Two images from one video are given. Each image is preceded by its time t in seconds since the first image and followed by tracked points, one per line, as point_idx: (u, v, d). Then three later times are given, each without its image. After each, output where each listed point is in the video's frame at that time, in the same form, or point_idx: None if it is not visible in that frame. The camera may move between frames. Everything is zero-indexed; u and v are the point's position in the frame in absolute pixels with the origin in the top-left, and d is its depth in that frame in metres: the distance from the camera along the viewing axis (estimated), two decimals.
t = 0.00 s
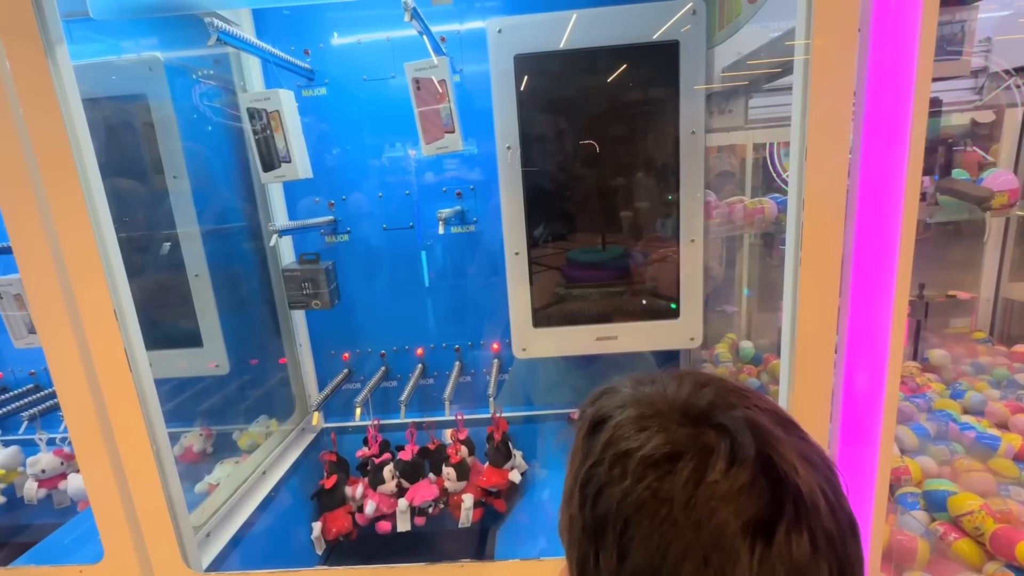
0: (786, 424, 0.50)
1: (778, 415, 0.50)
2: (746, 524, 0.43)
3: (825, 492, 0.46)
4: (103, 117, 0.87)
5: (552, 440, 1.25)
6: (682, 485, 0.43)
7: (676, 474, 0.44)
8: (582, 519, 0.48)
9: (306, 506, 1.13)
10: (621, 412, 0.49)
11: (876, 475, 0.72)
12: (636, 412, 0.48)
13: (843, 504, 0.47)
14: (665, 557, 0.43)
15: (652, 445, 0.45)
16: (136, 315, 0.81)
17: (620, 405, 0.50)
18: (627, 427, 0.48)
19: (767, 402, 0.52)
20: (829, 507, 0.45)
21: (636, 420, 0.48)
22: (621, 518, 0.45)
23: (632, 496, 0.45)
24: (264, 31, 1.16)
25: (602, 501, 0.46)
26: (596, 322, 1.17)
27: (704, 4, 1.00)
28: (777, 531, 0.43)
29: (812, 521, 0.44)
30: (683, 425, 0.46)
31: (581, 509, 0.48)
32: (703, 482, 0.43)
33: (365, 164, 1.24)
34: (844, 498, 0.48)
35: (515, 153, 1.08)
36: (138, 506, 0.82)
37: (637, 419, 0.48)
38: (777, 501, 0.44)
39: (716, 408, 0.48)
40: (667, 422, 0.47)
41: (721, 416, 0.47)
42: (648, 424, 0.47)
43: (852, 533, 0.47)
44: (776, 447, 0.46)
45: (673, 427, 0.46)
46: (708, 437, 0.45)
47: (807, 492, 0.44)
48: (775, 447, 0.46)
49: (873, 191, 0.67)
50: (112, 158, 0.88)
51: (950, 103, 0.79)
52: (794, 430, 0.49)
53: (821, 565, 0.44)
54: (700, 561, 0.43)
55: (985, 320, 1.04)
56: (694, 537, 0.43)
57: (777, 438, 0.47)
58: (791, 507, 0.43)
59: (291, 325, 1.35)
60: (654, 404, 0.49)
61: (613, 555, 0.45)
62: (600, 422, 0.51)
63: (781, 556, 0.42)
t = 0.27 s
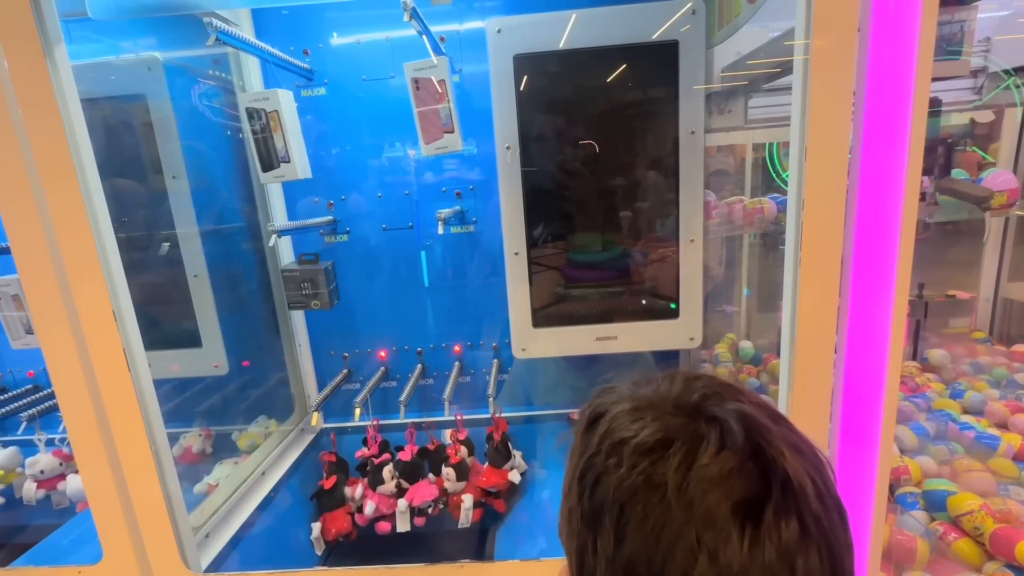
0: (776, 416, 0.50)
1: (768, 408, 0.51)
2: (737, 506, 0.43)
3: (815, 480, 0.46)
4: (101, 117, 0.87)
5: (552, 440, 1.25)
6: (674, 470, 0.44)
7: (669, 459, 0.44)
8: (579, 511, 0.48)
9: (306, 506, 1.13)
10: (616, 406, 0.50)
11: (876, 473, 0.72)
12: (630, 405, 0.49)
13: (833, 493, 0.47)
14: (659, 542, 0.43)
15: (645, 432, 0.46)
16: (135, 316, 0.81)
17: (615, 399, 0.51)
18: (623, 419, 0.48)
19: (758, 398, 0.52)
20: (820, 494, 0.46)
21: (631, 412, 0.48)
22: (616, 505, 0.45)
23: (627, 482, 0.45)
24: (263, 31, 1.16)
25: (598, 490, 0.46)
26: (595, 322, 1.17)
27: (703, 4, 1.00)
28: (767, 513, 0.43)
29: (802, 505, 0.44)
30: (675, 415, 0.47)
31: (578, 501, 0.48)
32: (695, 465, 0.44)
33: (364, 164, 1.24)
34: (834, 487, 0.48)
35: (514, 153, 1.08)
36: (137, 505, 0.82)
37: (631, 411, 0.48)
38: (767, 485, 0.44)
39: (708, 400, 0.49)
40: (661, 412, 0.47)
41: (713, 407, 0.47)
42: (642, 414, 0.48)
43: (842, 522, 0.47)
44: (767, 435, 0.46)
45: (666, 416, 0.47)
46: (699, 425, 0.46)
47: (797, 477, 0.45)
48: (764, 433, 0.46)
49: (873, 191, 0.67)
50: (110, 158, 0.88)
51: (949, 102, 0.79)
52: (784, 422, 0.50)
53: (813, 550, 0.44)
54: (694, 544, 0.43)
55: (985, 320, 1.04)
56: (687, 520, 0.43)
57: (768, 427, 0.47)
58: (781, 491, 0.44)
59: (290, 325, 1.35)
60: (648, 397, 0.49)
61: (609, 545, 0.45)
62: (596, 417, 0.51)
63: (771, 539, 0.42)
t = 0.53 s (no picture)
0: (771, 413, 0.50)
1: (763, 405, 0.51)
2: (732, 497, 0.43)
3: (810, 474, 0.46)
4: (100, 117, 0.87)
5: (551, 441, 1.25)
6: (671, 462, 0.44)
7: (666, 452, 0.45)
8: (579, 506, 0.48)
9: (305, 506, 1.14)
10: (616, 403, 0.51)
11: (875, 472, 0.72)
12: (629, 402, 0.50)
13: (828, 488, 0.47)
14: (657, 533, 0.44)
15: (643, 426, 0.47)
16: (134, 316, 0.81)
17: (615, 398, 0.52)
18: (622, 415, 0.49)
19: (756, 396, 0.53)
20: (814, 488, 0.46)
21: (630, 409, 0.49)
22: (615, 498, 0.46)
23: (626, 475, 0.45)
24: (262, 32, 1.16)
25: (598, 484, 0.47)
26: (595, 323, 1.17)
27: (702, 4, 1.00)
28: (762, 504, 0.43)
29: (797, 497, 0.44)
30: (672, 410, 0.48)
31: (579, 496, 0.49)
32: (691, 458, 0.44)
33: (363, 165, 1.24)
34: (829, 482, 0.48)
35: (513, 154, 1.08)
36: (136, 505, 0.82)
37: (630, 407, 0.49)
38: (763, 477, 0.44)
39: (705, 396, 0.49)
40: (659, 408, 0.48)
41: (709, 403, 0.48)
42: (641, 411, 0.48)
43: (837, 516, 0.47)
44: (763, 430, 0.47)
45: (663, 412, 0.48)
46: (696, 420, 0.46)
47: (791, 470, 0.45)
48: (760, 428, 0.46)
49: (873, 191, 0.67)
50: (109, 158, 0.87)
51: (949, 102, 0.79)
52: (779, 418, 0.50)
53: (807, 542, 0.44)
54: (691, 534, 0.43)
55: (984, 321, 1.04)
56: (684, 511, 0.43)
57: (764, 422, 0.48)
58: (776, 482, 0.44)
59: (290, 325, 1.35)
60: (646, 395, 0.50)
61: (608, 538, 0.46)
62: (596, 416, 0.52)
63: (767, 529, 0.43)
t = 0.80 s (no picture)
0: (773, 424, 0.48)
1: (765, 414, 0.49)
2: (727, 521, 0.42)
3: (811, 491, 0.45)
4: (101, 119, 0.86)
5: (552, 443, 1.26)
6: (666, 485, 0.43)
7: (661, 474, 0.44)
8: (576, 521, 0.48)
9: (304, 509, 1.14)
10: (612, 416, 0.49)
11: (875, 476, 0.72)
12: (625, 416, 0.48)
13: (831, 503, 0.46)
14: (651, 556, 0.43)
15: (638, 446, 0.45)
16: (134, 319, 0.81)
17: (612, 409, 0.50)
18: (618, 430, 0.47)
19: (756, 403, 0.50)
20: (815, 506, 0.44)
21: (626, 423, 0.47)
22: (609, 519, 0.45)
23: (620, 497, 0.44)
24: (263, 33, 1.16)
25: (592, 503, 0.46)
26: (595, 325, 1.17)
27: (702, 6, 1.00)
28: (758, 528, 0.42)
29: (796, 518, 0.43)
30: (669, 427, 0.46)
31: (575, 510, 0.48)
32: (686, 481, 0.43)
33: (364, 166, 1.24)
34: (832, 495, 0.46)
35: (513, 155, 1.08)
36: (136, 506, 0.82)
37: (627, 422, 0.47)
38: (760, 499, 0.43)
39: (703, 410, 0.47)
40: (655, 424, 0.46)
41: (708, 419, 0.46)
42: (636, 427, 0.47)
43: (840, 530, 0.46)
44: (761, 447, 0.44)
45: (659, 428, 0.46)
46: (693, 438, 0.44)
47: (791, 490, 0.43)
48: (759, 446, 0.44)
49: (872, 194, 0.67)
50: (110, 160, 0.87)
51: (948, 105, 0.79)
52: (781, 429, 0.48)
53: (805, 563, 0.43)
54: (684, 558, 0.43)
55: (983, 322, 1.04)
56: (678, 534, 0.43)
57: (763, 438, 0.45)
58: (774, 505, 0.43)
59: (290, 327, 1.35)
60: (643, 407, 0.48)
61: (604, 557, 0.46)
62: (594, 427, 0.50)
63: (763, 553, 0.42)
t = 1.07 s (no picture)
0: (776, 433, 0.47)
1: (769, 422, 0.48)
2: (736, 538, 0.41)
3: (819, 503, 0.44)
4: (101, 119, 0.86)
5: (551, 444, 1.26)
6: (671, 499, 0.42)
7: (665, 488, 0.43)
8: (577, 534, 0.48)
9: (303, 510, 1.13)
10: (614, 425, 0.48)
11: (875, 479, 0.72)
12: (627, 425, 0.47)
13: (839, 514, 0.45)
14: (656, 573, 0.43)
15: (641, 459, 0.44)
16: (134, 320, 0.81)
17: (613, 417, 0.49)
18: (619, 441, 0.47)
19: (760, 410, 0.49)
20: (823, 520, 0.43)
21: (627, 434, 0.47)
22: (613, 534, 0.44)
23: (623, 511, 0.44)
24: (263, 33, 1.16)
25: (595, 516, 0.46)
26: (595, 326, 1.17)
27: (702, 8, 1.00)
28: (767, 544, 0.41)
29: (805, 532, 0.42)
30: (673, 438, 0.45)
31: (577, 523, 0.48)
32: (692, 495, 0.42)
33: (363, 167, 1.24)
34: (840, 506, 0.46)
35: (513, 156, 1.08)
36: (135, 508, 0.82)
37: (629, 432, 0.47)
38: (768, 514, 0.42)
39: (707, 419, 0.46)
40: (658, 434, 0.45)
41: (712, 428, 0.45)
42: (639, 438, 0.46)
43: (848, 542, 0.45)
44: (767, 458, 0.44)
45: (662, 439, 0.45)
46: (698, 449, 0.44)
47: (799, 503, 0.42)
48: (764, 456, 0.44)
49: (870, 196, 0.67)
50: (110, 161, 0.87)
51: (947, 107, 0.79)
52: (785, 438, 0.47)
53: None
54: None
55: (982, 323, 1.04)
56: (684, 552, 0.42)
57: (768, 448, 0.44)
58: (783, 520, 0.42)
59: (289, 328, 1.35)
60: (645, 416, 0.48)
61: (608, 571, 0.45)
62: (594, 436, 0.50)
63: (772, 570, 0.41)
